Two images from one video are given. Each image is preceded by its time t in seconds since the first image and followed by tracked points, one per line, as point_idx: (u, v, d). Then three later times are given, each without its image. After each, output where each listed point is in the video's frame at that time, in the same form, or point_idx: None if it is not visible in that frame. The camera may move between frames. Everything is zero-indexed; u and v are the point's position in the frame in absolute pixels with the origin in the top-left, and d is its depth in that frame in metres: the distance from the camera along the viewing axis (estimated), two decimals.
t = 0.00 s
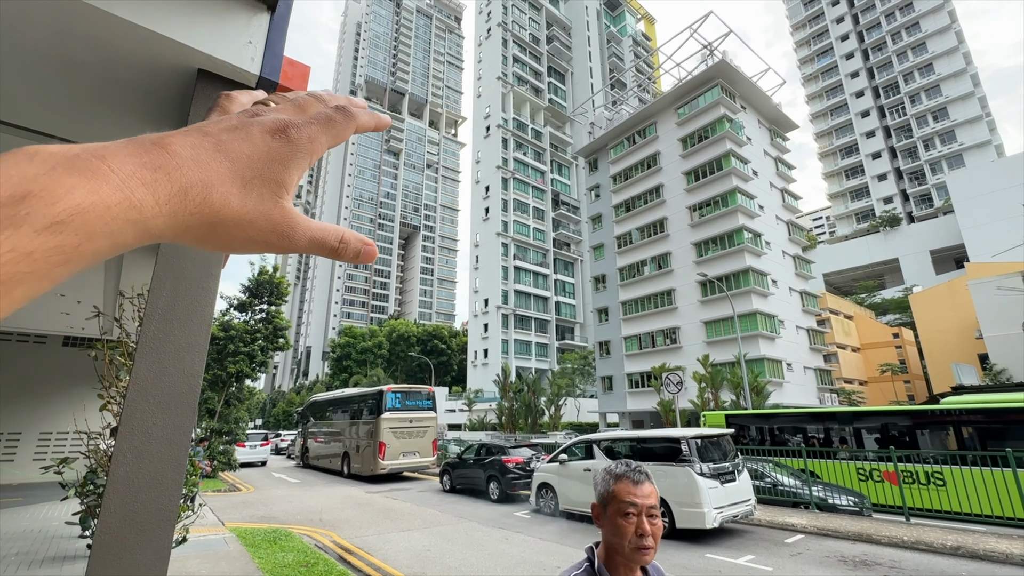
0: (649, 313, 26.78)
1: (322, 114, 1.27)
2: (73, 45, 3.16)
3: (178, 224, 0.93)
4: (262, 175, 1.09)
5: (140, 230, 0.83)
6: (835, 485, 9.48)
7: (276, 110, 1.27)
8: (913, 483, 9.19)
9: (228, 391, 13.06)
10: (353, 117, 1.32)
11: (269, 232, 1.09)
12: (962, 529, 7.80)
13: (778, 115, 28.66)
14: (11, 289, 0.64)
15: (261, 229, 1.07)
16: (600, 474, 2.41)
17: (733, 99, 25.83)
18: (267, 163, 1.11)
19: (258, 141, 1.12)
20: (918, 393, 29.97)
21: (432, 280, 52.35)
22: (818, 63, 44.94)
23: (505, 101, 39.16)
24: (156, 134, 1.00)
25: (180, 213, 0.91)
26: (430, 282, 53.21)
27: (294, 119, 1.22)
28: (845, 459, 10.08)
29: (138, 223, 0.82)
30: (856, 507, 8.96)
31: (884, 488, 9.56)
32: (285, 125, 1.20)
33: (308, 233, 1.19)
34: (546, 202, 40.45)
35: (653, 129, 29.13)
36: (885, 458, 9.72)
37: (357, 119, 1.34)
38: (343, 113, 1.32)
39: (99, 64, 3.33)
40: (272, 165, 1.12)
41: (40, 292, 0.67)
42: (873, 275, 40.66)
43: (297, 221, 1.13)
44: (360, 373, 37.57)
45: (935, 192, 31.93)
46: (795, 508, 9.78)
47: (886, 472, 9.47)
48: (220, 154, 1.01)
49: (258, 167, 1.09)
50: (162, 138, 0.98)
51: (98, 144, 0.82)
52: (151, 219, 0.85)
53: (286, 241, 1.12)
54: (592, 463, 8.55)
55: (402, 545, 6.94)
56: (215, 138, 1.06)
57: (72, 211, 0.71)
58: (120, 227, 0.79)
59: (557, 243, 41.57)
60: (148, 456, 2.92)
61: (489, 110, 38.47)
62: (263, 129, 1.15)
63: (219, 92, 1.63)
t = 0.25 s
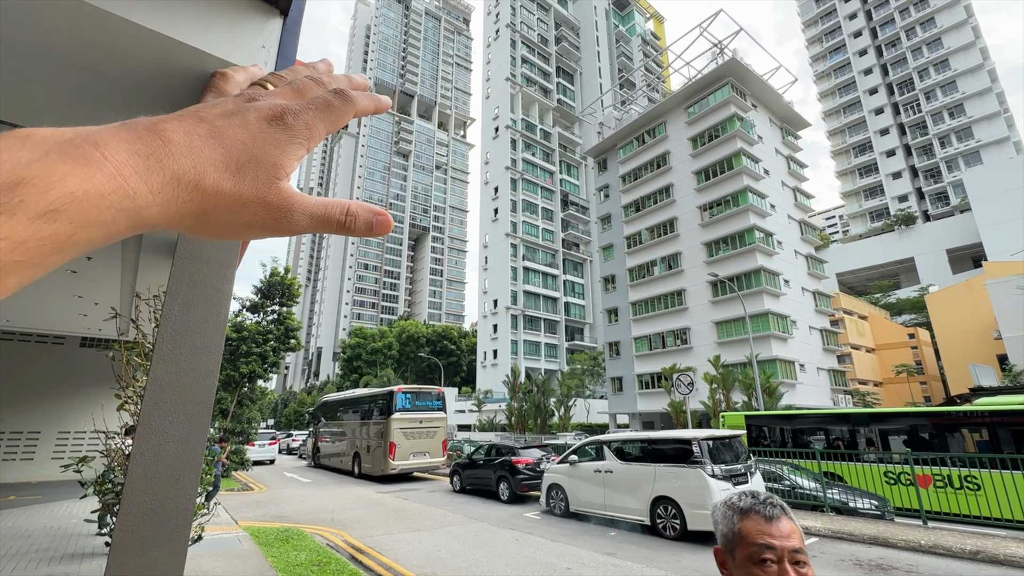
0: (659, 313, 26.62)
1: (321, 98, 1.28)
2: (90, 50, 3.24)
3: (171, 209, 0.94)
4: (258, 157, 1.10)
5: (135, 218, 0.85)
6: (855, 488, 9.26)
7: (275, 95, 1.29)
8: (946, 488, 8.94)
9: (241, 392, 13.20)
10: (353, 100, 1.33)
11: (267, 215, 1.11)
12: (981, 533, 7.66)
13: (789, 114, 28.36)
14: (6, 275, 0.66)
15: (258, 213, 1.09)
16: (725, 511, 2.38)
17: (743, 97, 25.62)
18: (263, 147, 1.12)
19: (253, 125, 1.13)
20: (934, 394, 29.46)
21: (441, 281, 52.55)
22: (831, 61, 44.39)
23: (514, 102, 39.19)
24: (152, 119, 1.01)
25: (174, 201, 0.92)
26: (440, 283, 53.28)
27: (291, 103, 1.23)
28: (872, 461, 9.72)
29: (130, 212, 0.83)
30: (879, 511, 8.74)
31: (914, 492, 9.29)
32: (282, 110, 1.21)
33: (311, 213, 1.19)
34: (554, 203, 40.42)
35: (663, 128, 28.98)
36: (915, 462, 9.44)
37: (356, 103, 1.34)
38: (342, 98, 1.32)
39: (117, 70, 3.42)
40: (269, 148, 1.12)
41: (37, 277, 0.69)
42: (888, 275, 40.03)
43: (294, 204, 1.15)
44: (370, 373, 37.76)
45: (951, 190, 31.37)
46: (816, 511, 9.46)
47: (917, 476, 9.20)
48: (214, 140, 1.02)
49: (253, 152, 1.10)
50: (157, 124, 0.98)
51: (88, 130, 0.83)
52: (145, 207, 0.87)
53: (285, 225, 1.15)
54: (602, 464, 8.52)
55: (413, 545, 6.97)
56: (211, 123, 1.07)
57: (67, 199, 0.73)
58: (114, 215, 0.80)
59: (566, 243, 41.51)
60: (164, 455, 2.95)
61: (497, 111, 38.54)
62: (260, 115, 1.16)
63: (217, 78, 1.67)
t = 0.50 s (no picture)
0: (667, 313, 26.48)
1: (333, 105, 1.30)
2: (104, 56, 3.30)
3: (185, 216, 0.96)
4: (267, 164, 1.11)
5: (148, 225, 0.88)
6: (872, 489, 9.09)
7: (286, 101, 1.30)
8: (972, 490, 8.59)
9: (251, 391, 13.33)
10: (364, 107, 1.33)
11: (277, 221, 1.13)
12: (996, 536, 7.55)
13: (799, 111, 28.10)
14: (22, 279, 0.69)
15: (269, 220, 1.11)
16: (902, 509, 2.05)
17: (752, 95, 25.44)
18: (275, 153, 1.13)
19: (264, 132, 1.15)
20: (948, 394, 29.07)
21: (448, 281, 52.68)
22: (841, 57, 43.90)
23: (521, 102, 39.19)
24: (167, 127, 1.04)
25: (185, 209, 0.95)
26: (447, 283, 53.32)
27: (302, 110, 1.25)
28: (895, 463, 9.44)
29: (143, 217, 0.86)
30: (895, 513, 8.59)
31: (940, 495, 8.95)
32: (293, 116, 1.23)
33: (321, 220, 1.20)
34: (561, 202, 40.39)
35: (671, 127, 28.84)
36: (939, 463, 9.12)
37: (366, 109, 1.35)
38: (352, 105, 1.33)
39: (130, 75, 3.49)
40: (279, 154, 1.14)
41: (54, 279, 0.72)
42: (900, 273, 39.52)
43: (304, 211, 1.16)
44: (378, 373, 37.91)
45: (966, 187, 30.90)
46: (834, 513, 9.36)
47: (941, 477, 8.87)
48: (224, 146, 1.04)
49: (264, 159, 1.11)
50: (172, 130, 1.01)
51: (103, 138, 0.86)
52: (157, 214, 0.89)
53: (294, 231, 1.15)
54: (611, 464, 8.51)
55: (422, 544, 7.00)
56: (223, 129, 1.09)
57: (82, 205, 0.76)
58: (127, 222, 0.83)
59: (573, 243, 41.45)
60: (178, 454, 2.99)
61: (504, 111, 38.60)
62: (272, 122, 1.17)
63: (229, 84, 1.69)
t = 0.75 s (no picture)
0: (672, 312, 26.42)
1: (329, 119, 1.32)
2: (111, 58, 3.34)
3: (183, 227, 0.97)
4: (265, 177, 1.13)
5: (146, 236, 0.89)
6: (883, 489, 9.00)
7: (284, 116, 1.32)
8: (993, 490, 8.37)
9: (257, 390, 13.38)
10: (360, 122, 1.35)
11: (274, 236, 1.14)
12: (1004, 535, 7.50)
13: (804, 109, 27.95)
14: (24, 292, 0.70)
15: (266, 231, 1.12)
16: None
17: (757, 93, 25.32)
18: (272, 167, 1.15)
19: (260, 146, 1.16)
20: (956, 393, 28.85)
21: (453, 281, 52.73)
22: (846, 54, 43.63)
23: (525, 101, 39.15)
24: (166, 140, 1.05)
25: (183, 219, 0.96)
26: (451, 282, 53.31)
27: (298, 123, 1.26)
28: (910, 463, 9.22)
29: (143, 229, 0.88)
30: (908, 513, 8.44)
31: (959, 495, 8.73)
32: (290, 130, 1.25)
33: (316, 232, 1.21)
34: (565, 201, 40.33)
35: (675, 125, 28.75)
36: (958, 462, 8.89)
37: (362, 124, 1.36)
38: (349, 119, 1.34)
39: (136, 76, 3.52)
40: (277, 168, 1.15)
41: (56, 290, 0.73)
42: (907, 272, 39.28)
43: (301, 221, 1.17)
44: (383, 372, 37.96)
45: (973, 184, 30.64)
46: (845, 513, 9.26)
47: (960, 477, 8.65)
48: (224, 158, 1.05)
49: (260, 173, 1.13)
50: (171, 143, 1.02)
51: (104, 151, 0.88)
52: (155, 226, 0.90)
53: (290, 243, 1.16)
54: (615, 463, 8.51)
55: (427, 543, 7.02)
56: (221, 143, 1.10)
57: (85, 218, 0.77)
58: (126, 235, 0.84)
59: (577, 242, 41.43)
60: (186, 454, 3.02)
61: (508, 110, 38.57)
62: (269, 136, 1.19)
63: (224, 96, 1.69)
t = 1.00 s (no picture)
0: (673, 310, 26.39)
1: (335, 116, 1.30)
2: (112, 58, 3.34)
3: (183, 228, 0.96)
4: (267, 176, 1.12)
5: (147, 237, 0.88)
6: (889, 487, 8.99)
7: (288, 114, 1.31)
8: (1005, 488, 8.36)
9: (259, 390, 13.40)
10: (367, 117, 1.33)
11: (277, 236, 1.13)
12: (1006, 533, 7.49)
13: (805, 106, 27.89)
14: (21, 295, 0.69)
15: (269, 228, 1.11)
16: None
17: (758, 90, 25.26)
18: (274, 167, 1.14)
19: (264, 144, 1.16)
20: (958, 390, 28.81)
21: (454, 279, 52.78)
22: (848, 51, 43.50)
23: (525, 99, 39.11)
24: (168, 141, 1.05)
25: (184, 221, 0.95)
26: (452, 281, 53.27)
27: (302, 121, 1.25)
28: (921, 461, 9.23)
29: (141, 229, 0.86)
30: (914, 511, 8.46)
31: (971, 494, 8.75)
32: (295, 129, 1.24)
33: (320, 232, 1.20)
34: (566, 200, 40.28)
35: (676, 123, 28.70)
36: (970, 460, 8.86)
37: (369, 120, 1.34)
38: (353, 117, 1.33)
39: (137, 76, 3.53)
40: (280, 169, 1.15)
41: (55, 293, 0.73)
42: (908, 269, 39.20)
43: (304, 224, 1.16)
44: (384, 372, 37.91)
45: (975, 181, 30.54)
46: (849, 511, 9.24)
47: (972, 475, 8.65)
48: (226, 160, 1.05)
49: (264, 173, 1.12)
50: (172, 144, 1.02)
51: (103, 152, 0.87)
52: (156, 227, 0.89)
53: (295, 245, 1.15)
54: (617, 461, 8.50)
55: (429, 541, 7.04)
56: (224, 144, 1.10)
57: (80, 219, 0.76)
58: (126, 235, 0.84)
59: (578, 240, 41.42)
60: (188, 452, 3.02)
61: (508, 108, 38.50)
62: (272, 135, 1.18)
63: (230, 94, 1.68)
